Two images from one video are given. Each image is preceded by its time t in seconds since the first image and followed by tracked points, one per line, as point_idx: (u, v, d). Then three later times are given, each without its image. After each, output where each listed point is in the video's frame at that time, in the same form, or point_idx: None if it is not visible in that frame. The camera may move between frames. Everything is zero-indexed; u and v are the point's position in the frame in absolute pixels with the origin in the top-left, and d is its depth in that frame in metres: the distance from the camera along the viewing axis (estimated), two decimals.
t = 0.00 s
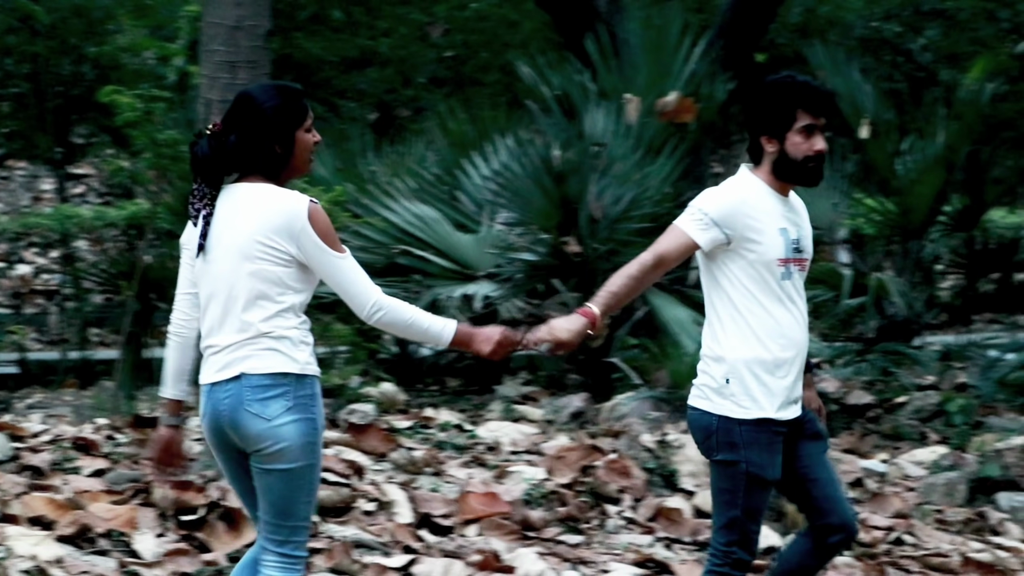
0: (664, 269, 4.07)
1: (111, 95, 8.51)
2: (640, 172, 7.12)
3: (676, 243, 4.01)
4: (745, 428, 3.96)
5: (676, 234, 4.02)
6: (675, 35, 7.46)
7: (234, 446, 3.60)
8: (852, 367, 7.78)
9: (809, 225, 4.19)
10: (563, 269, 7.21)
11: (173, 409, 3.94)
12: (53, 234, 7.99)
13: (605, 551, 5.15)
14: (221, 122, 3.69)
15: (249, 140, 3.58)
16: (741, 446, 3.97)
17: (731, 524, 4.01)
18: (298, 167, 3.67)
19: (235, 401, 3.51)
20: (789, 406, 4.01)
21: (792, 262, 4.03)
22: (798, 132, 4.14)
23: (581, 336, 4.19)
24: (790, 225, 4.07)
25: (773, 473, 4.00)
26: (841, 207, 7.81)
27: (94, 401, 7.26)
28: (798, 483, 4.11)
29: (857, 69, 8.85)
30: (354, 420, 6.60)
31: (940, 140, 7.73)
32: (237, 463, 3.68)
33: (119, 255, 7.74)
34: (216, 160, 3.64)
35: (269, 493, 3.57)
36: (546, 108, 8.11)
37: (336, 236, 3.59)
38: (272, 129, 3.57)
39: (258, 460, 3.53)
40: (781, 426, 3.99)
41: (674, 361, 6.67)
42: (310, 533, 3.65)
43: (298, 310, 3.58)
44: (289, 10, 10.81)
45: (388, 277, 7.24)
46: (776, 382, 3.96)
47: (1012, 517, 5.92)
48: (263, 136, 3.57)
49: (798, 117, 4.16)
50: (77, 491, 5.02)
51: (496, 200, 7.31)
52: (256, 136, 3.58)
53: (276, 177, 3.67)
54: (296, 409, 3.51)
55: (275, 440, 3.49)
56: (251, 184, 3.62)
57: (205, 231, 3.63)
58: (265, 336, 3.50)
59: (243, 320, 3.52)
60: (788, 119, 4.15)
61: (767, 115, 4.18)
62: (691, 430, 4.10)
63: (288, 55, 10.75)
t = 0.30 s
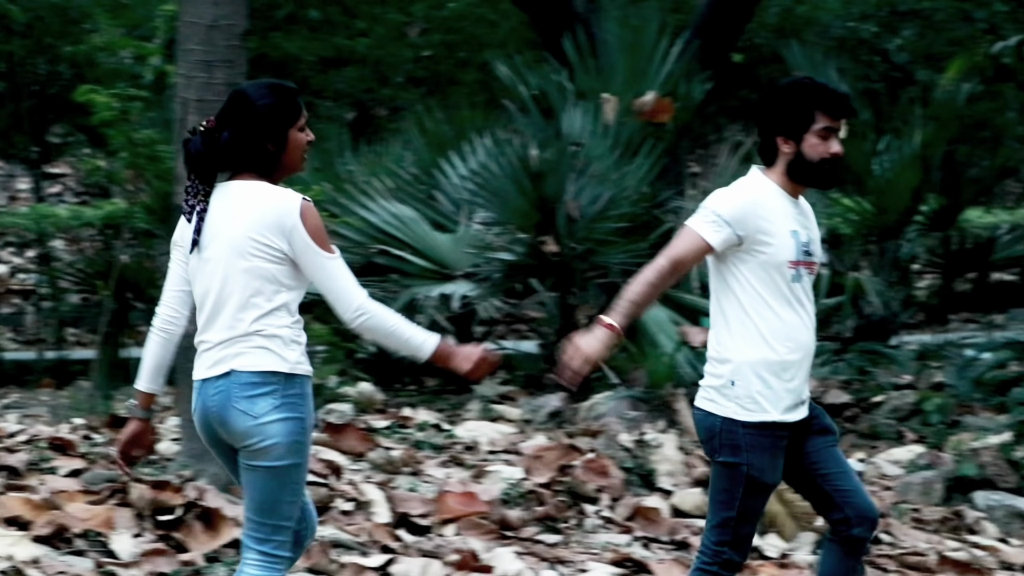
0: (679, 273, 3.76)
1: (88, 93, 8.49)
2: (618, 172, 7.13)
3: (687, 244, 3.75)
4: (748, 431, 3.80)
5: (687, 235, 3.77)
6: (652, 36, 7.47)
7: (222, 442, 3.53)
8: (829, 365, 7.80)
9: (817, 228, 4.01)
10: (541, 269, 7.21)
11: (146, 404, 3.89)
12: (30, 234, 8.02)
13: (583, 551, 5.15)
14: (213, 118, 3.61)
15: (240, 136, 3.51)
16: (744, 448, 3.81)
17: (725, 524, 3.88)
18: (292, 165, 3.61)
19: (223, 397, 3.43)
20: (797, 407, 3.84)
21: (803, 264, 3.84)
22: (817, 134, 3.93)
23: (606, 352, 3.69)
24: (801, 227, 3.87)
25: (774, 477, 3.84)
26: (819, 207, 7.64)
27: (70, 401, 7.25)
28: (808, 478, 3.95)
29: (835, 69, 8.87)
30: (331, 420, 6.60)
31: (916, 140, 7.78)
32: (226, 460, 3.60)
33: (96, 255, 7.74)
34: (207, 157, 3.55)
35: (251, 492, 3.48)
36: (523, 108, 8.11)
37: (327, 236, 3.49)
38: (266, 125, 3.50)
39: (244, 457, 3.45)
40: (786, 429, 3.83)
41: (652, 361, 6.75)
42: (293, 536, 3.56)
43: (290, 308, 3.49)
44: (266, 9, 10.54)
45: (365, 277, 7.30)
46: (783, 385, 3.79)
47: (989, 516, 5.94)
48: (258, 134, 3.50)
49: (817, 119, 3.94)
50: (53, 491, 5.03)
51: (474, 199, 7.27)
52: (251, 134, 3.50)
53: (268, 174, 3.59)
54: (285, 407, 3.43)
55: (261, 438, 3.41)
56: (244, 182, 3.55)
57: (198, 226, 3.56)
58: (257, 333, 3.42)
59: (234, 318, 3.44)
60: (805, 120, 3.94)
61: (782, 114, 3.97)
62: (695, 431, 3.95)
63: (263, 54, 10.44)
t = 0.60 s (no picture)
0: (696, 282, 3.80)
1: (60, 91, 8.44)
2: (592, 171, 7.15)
3: (702, 250, 3.78)
4: (753, 435, 3.84)
5: (700, 241, 3.80)
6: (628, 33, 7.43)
7: (208, 438, 3.60)
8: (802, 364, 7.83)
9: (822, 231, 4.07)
10: (516, 268, 7.22)
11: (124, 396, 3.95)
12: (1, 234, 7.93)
13: (556, 550, 5.15)
14: (207, 117, 3.70)
15: (232, 135, 3.59)
16: (747, 452, 3.85)
17: (719, 524, 3.91)
18: (283, 164, 3.68)
19: (209, 394, 3.50)
20: (805, 411, 3.89)
21: (814, 268, 3.89)
22: (833, 139, 3.98)
23: (642, 377, 3.75)
24: (811, 231, 3.92)
25: (774, 481, 3.88)
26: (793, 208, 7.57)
27: (42, 400, 7.23)
28: (813, 485, 3.99)
29: (810, 68, 8.89)
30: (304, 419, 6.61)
31: (891, 140, 7.82)
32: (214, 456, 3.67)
33: (69, 254, 7.72)
34: (200, 154, 3.65)
35: (232, 489, 3.55)
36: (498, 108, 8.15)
37: (314, 240, 3.54)
38: (258, 123, 3.58)
39: (226, 454, 3.52)
40: (791, 433, 3.88)
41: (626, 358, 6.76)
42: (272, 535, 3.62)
43: (281, 308, 3.55)
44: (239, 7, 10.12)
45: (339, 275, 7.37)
46: (791, 389, 3.84)
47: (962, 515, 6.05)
48: (249, 132, 3.58)
49: (834, 124, 3.99)
50: (25, 491, 5.08)
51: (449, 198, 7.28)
52: (242, 132, 3.58)
53: (260, 173, 3.66)
54: (268, 407, 3.49)
55: (242, 435, 3.47)
56: (236, 180, 3.62)
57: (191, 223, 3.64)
58: (246, 331, 3.48)
59: (221, 316, 3.51)
60: (823, 124, 3.98)
61: (800, 117, 4.00)
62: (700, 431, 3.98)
63: (239, 53, 10.06)
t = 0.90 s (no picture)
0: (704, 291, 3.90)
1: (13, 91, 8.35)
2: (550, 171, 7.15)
3: (707, 260, 3.88)
4: (746, 438, 3.94)
5: (705, 250, 3.90)
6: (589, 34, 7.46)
7: (179, 441, 3.67)
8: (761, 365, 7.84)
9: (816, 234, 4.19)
10: (474, 267, 7.22)
11: (96, 394, 3.97)
12: None
13: (515, 549, 5.15)
14: (184, 120, 3.77)
15: (208, 136, 3.66)
16: (738, 454, 3.94)
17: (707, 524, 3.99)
18: (260, 164, 3.74)
19: (182, 393, 3.57)
20: (801, 417, 3.98)
21: (812, 273, 3.99)
22: (835, 144, 4.11)
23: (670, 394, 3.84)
24: (809, 235, 4.02)
25: (763, 485, 3.97)
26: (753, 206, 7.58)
27: None
28: (806, 495, 4.09)
29: (769, 68, 8.90)
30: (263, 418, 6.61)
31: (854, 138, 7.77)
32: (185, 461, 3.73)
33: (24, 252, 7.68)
34: (178, 155, 3.72)
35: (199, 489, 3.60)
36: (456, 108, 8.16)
37: (286, 245, 3.61)
38: (234, 124, 3.64)
39: (195, 453, 3.59)
40: (785, 438, 3.97)
41: (585, 358, 6.79)
42: (235, 540, 3.65)
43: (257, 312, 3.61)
44: (199, 6, 10.05)
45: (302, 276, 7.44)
46: (786, 394, 3.93)
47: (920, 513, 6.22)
48: (226, 133, 3.64)
49: (835, 129, 4.12)
50: None
51: (408, 199, 7.28)
52: (221, 133, 3.64)
53: (237, 173, 3.72)
54: (237, 407, 3.56)
55: (211, 433, 3.54)
56: (214, 181, 3.68)
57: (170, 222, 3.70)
58: (219, 331, 3.56)
59: (196, 315, 3.58)
60: (825, 130, 4.10)
61: (801, 122, 4.12)
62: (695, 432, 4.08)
63: (200, 52, 9.97)
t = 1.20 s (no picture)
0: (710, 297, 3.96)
1: None
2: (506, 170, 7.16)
3: (711, 266, 3.94)
4: (746, 438, 4.00)
5: (707, 257, 3.96)
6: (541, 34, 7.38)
7: (151, 442, 3.67)
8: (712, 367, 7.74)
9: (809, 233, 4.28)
10: (431, 267, 7.22)
11: (72, 396, 3.93)
12: None
13: (470, 549, 5.14)
14: (156, 122, 3.76)
15: (180, 140, 3.64)
16: (738, 455, 4.00)
17: (706, 525, 4.05)
18: (233, 164, 3.73)
19: (153, 394, 3.58)
20: (803, 418, 4.05)
21: (812, 275, 4.06)
22: (830, 145, 4.20)
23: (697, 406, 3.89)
24: (806, 236, 4.10)
25: (763, 487, 4.03)
26: (708, 205, 7.62)
27: None
28: (803, 501, 4.16)
29: (723, 67, 8.92)
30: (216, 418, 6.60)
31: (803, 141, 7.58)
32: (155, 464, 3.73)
33: None
34: (151, 159, 3.71)
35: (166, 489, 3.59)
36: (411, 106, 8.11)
37: (252, 248, 3.59)
38: (205, 127, 3.63)
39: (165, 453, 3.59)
40: (786, 439, 4.03)
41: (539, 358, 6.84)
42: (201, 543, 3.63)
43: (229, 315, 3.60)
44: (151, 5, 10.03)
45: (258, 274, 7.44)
46: (788, 395, 4.00)
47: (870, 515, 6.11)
48: (198, 136, 3.63)
49: (830, 129, 4.21)
50: None
51: (361, 199, 7.26)
52: (193, 137, 3.63)
53: (210, 176, 3.72)
54: (208, 409, 3.56)
55: (181, 434, 3.54)
56: (185, 185, 3.66)
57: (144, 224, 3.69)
58: (191, 334, 3.55)
59: (169, 317, 3.58)
60: (820, 131, 4.18)
61: (795, 124, 4.19)
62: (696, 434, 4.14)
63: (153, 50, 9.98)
